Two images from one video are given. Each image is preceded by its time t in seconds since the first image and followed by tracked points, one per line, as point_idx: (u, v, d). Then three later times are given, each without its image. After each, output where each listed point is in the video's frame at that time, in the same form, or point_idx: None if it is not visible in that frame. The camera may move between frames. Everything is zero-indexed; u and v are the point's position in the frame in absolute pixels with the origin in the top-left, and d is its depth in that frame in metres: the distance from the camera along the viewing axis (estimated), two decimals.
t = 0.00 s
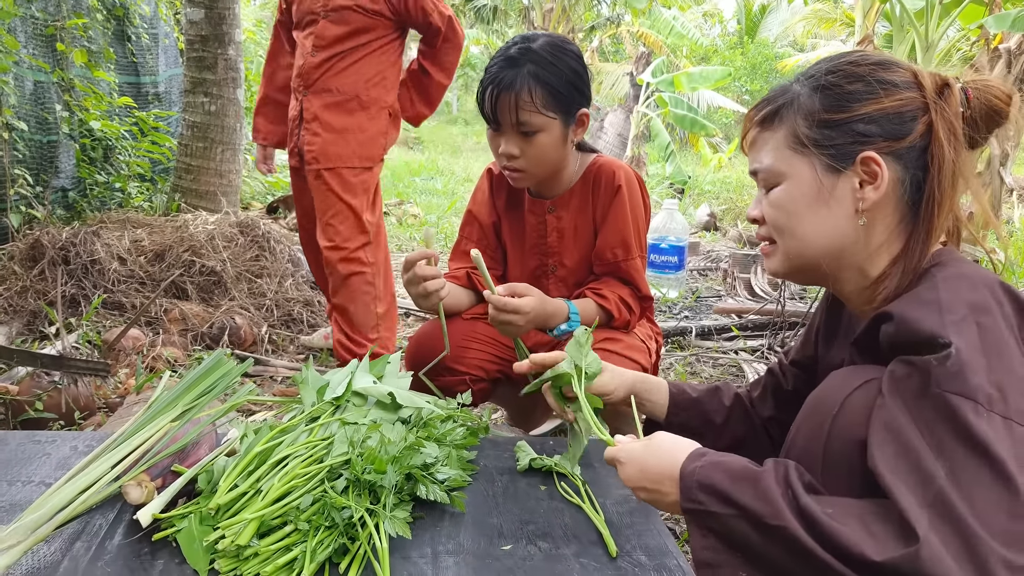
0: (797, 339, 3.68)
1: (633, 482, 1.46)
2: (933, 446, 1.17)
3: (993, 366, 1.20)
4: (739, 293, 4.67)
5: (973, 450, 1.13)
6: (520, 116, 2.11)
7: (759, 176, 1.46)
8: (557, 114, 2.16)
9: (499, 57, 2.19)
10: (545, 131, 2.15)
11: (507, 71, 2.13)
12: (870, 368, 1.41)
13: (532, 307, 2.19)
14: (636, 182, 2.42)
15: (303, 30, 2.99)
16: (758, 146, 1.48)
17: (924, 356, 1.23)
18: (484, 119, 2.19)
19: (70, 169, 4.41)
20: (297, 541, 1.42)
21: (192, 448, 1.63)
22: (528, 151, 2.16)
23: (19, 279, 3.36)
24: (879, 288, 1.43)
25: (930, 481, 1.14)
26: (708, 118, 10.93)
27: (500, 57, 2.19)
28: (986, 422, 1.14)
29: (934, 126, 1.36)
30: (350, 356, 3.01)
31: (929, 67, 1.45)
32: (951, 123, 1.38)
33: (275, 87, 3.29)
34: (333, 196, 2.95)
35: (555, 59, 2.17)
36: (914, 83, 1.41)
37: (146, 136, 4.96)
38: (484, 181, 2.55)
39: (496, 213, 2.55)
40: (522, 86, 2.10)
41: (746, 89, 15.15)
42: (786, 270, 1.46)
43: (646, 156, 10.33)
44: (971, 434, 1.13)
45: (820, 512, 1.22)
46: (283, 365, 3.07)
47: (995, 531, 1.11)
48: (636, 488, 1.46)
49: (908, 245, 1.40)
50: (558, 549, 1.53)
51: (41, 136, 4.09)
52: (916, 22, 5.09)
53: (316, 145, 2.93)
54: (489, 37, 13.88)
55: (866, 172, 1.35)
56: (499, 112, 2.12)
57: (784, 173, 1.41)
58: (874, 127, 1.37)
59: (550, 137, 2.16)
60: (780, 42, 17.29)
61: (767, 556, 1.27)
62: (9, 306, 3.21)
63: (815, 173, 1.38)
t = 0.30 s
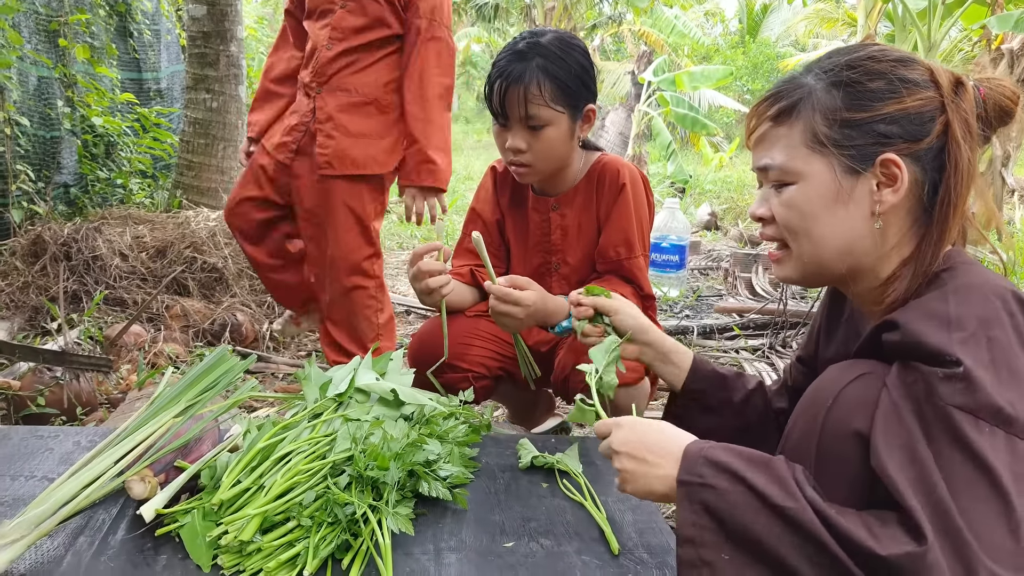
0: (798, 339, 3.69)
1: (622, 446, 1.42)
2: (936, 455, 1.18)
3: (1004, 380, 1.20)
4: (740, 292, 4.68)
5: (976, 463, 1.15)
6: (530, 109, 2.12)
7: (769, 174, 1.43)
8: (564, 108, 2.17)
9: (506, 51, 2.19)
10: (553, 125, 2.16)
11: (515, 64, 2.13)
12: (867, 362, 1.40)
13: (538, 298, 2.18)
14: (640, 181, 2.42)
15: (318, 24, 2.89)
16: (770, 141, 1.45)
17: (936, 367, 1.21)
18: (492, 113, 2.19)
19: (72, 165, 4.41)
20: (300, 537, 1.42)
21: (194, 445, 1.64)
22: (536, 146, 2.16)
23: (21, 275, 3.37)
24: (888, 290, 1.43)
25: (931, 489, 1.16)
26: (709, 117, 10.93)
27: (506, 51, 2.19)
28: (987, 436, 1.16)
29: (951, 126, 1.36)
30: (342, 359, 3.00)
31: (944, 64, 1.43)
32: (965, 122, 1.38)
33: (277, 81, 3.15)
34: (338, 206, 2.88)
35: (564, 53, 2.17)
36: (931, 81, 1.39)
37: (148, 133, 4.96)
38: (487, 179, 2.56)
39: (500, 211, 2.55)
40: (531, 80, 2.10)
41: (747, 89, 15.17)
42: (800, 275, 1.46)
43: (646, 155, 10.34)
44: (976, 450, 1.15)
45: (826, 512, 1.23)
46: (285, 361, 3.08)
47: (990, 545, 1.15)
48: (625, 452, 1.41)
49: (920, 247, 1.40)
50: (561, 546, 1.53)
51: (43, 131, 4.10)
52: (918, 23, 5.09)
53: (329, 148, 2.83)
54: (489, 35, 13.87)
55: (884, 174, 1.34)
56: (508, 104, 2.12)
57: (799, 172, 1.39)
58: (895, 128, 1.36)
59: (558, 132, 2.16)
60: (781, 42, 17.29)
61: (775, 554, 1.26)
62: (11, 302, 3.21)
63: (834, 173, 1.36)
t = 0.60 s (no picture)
0: (806, 335, 3.68)
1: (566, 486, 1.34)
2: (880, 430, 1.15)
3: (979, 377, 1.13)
4: (747, 288, 4.67)
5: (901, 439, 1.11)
6: (545, 97, 2.11)
7: (801, 158, 1.36)
8: (577, 97, 2.17)
9: (517, 42, 2.21)
10: (566, 113, 2.15)
11: (528, 53, 2.15)
12: (864, 355, 1.42)
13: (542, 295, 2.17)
14: (650, 176, 2.42)
15: (336, 16, 2.79)
16: (804, 124, 1.37)
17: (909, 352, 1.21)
18: (503, 104, 2.18)
19: (81, 163, 4.43)
20: (308, 533, 1.43)
21: (203, 439, 1.64)
22: (550, 135, 2.15)
23: (30, 271, 3.38)
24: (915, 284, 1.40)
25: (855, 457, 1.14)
26: (715, 113, 10.92)
27: (517, 42, 2.21)
28: (924, 417, 1.09)
29: (992, 119, 1.31)
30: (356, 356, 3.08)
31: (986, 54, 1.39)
32: (1005, 115, 1.34)
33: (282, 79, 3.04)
34: (373, 207, 2.88)
35: (574, 42, 2.19)
36: (974, 71, 1.34)
37: (155, 130, 4.98)
38: (493, 175, 2.56)
39: (507, 207, 2.56)
40: (546, 66, 2.11)
41: (753, 84, 15.21)
42: (824, 261, 1.39)
43: (652, 151, 10.34)
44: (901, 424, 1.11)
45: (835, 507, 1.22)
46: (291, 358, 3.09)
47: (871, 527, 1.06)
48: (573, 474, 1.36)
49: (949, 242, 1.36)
50: (568, 542, 1.53)
51: (53, 129, 4.12)
52: (927, 17, 5.07)
53: (360, 149, 2.82)
54: (495, 32, 13.87)
55: (923, 165, 1.28)
56: (521, 93, 2.12)
57: (835, 159, 1.32)
58: (937, 119, 1.30)
59: (571, 119, 2.16)
60: (787, 37, 17.25)
61: (725, 557, 1.19)
62: (20, 299, 3.22)
63: (870, 162, 1.30)
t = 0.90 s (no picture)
0: (814, 335, 3.67)
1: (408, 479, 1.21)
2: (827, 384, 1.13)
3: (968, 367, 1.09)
4: (755, 287, 4.66)
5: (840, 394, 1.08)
6: (541, 102, 2.11)
7: (807, 153, 1.27)
8: (575, 102, 2.16)
9: (520, 43, 2.19)
10: (563, 119, 2.15)
11: (528, 57, 2.14)
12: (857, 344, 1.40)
13: (541, 306, 2.17)
14: (657, 176, 2.41)
15: (352, 18, 2.78)
16: (813, 119, 1.27)
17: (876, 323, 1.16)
18: (503, 104, 2.19)
19: (89, 168, 4.45)
20: (317, 536, 1.43)
21: (212, 443, 1.66)
22: (548, 139, 2.16)
23: (39, 275, 3.40)
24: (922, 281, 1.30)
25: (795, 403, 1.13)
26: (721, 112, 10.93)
27: (520, 43, 2.19)
28: (869, 382, 1.07)
29: (1006, 111, 1.20)
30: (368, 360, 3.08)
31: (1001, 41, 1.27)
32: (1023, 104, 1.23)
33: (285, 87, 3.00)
34: (391, 209, 2.89)
35: (576, 46, 2.18)
36: (988, 64, 1.22)
37: (163, 134, 4.99)
38: (500, 178, 2.56)
39: (514, 209, 2.56)
40: (542, 72, 2.10)
41: (759, 83, 15.24)
42: (830, 254, 1.30)
43: (658, 150, 10.36)
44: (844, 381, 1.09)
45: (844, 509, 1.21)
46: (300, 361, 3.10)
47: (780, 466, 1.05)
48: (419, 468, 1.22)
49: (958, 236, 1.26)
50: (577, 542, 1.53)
51: (63, 133, 4.14)
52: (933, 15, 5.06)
53: (380, 150, 2.82)
54: (500, 33, 13.91)
55: (932, 159, 1.19)
56: (519, 97, 2.13)
57: (841, 154, 1.23)
58: (948, 113, 1.19)
59: (570, 125, 2.16)
60: (793, 36, 17.25)
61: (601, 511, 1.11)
62: (29, 303, 3.24)
63: (878, 159, 1.20)
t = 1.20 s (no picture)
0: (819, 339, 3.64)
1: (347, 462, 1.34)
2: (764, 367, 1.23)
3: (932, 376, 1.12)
4: (759, 292, 4.65)
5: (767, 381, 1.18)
6: (543, 110, 2.10)
7: (793, 148, 1.26)
8: (580, 110, 2.15)
9: (524, 51, 2.18)
10: (567, 127, 2.14)
11: (532, 65, 2.12)
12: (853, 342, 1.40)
13: (544, 311, 2.14)
14: (663, 181, 2.39)
15: (355, 25, 2.78)
16: (802, 111, 1.26)
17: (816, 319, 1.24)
18: (507, 113, 2.19)
19: (93, 174, 4.44)
20: (323, 544, 1.41)
21: (217, 450, 1.65)
22: (550, 147, 2.15)
23: (42, 282, 3.38)
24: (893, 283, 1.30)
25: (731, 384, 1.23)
26: (725, 116, 10.92)
27: (524, 50, 2.18)
28: (790, 372, 1.16)
29: (993, 123, 1.17)
30: (367, 363, 3.09)
31: (996, 48, 1.23)
32: (1012, 115, 1.19)
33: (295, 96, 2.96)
34: (393, 214, 2.89)
35: (580, 54, 2.17)
36: (980, 74, 1.19)
37: (167, 140, 4.99)
38: (505, 186, 2.56)
39: (519, 214, 2.55)
40: (547, 81, 2.09)
41: (762, 88, 15.21)
42: (813, 251, 1.29)
43: (662, 155, 10.33)
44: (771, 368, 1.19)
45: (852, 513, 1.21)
46: (304, 367, 3.10)
47: (694, 447, 1.17)
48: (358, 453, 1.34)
49: (935, 241, 1.24)
50: (581, 547, 1.52)
51: (67, 139, 4.14)
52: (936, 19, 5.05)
53: (382, 155, 2.81)
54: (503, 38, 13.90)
55: (911, 165, 1.17)
56: (522, 106, 2.12)
57: (824, 153, 1.22)
58: (932, 122, 1.17)
59: (572, 133, 2.15)
60: (795, 40, 17.24)
61: (549, 485, 1.24)
62: (33, 310, 3.23)
63: (858, 160, 1.19)
